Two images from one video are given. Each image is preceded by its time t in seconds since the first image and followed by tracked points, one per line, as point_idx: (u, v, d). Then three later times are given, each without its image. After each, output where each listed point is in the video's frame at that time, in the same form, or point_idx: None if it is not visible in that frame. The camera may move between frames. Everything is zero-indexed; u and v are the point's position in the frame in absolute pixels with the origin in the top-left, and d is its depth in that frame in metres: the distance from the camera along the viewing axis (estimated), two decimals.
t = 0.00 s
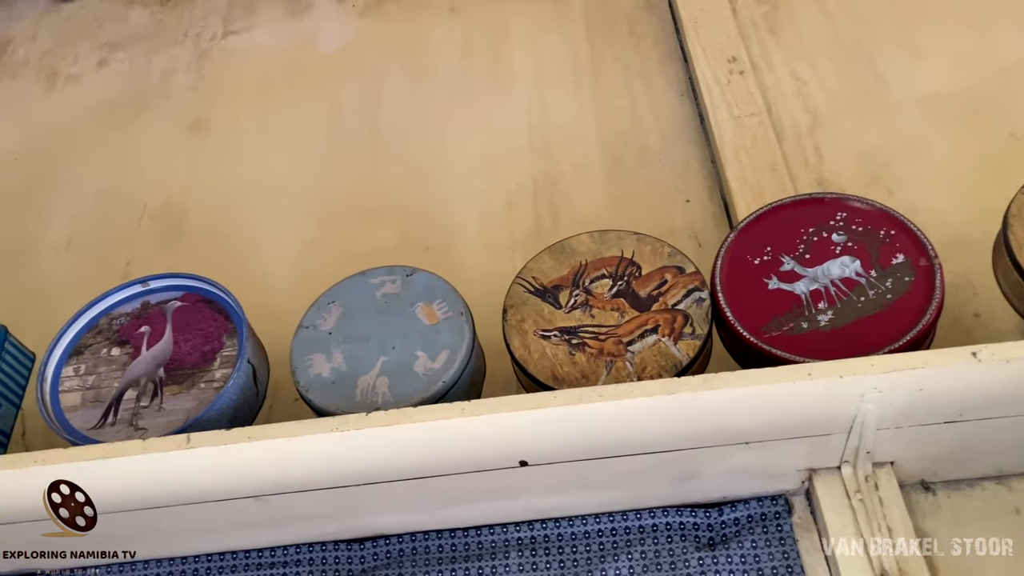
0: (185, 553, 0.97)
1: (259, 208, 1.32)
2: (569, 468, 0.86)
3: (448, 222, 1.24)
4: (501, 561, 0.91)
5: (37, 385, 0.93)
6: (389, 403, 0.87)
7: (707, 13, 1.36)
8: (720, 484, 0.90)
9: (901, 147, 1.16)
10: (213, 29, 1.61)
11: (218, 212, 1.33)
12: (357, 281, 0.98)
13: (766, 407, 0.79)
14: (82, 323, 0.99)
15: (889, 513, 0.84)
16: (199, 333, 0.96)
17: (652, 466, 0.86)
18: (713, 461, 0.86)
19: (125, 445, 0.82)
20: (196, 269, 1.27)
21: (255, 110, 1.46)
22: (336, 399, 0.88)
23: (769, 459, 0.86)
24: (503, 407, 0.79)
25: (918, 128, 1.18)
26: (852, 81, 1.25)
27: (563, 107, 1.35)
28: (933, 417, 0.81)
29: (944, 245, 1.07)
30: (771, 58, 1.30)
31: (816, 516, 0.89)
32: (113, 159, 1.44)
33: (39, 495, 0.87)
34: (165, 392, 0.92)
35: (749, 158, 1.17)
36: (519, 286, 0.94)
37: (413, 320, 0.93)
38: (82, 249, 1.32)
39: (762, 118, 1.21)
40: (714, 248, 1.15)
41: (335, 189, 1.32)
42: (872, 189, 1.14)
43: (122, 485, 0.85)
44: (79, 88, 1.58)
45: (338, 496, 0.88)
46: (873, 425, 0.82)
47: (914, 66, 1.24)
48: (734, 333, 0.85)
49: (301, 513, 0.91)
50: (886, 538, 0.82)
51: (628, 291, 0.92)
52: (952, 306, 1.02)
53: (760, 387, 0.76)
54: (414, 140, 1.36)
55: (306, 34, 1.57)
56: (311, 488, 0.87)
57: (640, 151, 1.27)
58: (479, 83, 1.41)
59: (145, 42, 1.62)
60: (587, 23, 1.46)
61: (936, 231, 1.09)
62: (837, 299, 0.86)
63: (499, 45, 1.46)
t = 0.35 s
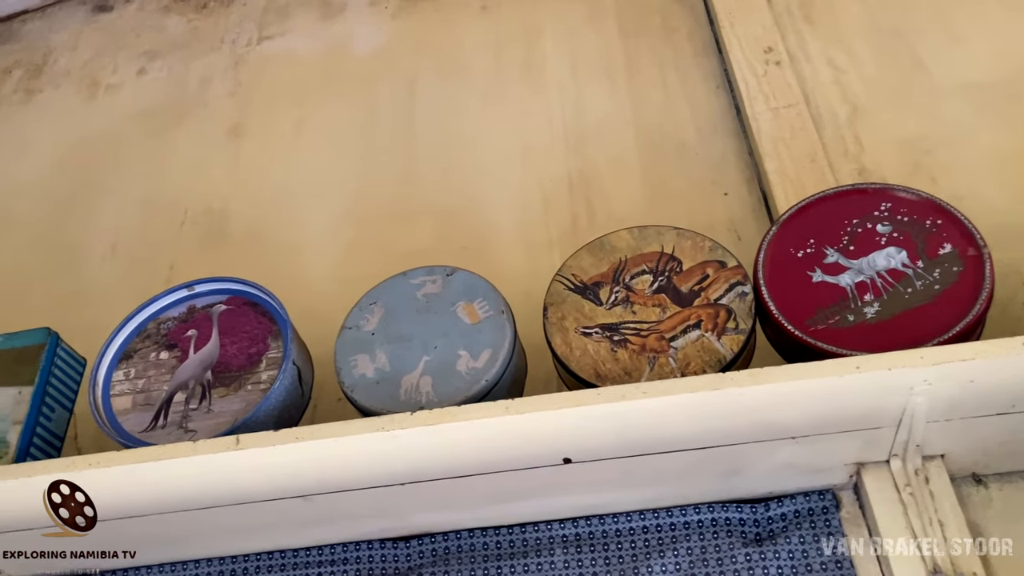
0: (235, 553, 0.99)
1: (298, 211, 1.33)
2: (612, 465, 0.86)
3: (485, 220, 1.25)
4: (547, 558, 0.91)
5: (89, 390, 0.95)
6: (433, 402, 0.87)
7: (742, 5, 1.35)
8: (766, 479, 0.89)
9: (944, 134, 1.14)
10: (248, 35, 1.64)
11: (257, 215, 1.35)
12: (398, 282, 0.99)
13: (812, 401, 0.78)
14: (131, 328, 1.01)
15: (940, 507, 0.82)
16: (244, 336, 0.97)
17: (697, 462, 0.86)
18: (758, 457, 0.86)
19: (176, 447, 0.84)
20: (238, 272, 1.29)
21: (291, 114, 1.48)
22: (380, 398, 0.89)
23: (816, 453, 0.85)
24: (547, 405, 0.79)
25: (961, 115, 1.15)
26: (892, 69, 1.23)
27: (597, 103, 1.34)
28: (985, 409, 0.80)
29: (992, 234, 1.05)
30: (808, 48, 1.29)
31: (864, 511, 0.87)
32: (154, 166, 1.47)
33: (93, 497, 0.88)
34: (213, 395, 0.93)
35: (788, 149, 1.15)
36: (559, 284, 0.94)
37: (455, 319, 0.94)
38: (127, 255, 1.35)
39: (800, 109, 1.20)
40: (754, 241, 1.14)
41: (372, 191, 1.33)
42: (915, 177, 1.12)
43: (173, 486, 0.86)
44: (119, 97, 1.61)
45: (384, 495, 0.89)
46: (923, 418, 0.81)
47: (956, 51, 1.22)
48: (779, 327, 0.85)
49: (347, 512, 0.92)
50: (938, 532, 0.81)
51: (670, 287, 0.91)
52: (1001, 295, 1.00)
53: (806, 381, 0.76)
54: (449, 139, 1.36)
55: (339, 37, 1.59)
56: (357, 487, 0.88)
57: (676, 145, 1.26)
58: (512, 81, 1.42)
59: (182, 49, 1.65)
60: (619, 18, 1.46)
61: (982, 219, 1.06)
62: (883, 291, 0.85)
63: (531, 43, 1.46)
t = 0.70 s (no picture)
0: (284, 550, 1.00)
1: (337, 210, 1.34)
2: (660, 459, 0.86)
3: (523, 215, 1.25)
4: (594, 553, 0.91)
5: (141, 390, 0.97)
6: (478, 397, 0.87)
7: None
8: (816, 471, 0.88)
9: (993, 116, 1.12)
10: (284, 38, 1.65)
11: (298, 216, 1.36)
12: (440, 279, 0.99)
13: (865, 391, 0.76)
14: (179, 329, 1.02)
15: (997, 497, 0.80)
16: (290, 335, 0.98)
17: (746, 454, 0.85)
18: (809, 448, 0.84)
19: (227, 445, 0.84)
20: (280, 273, 1.30)
21: (328, 115, 1.49)
22: (426, 395, 0.89)
23: (867, 444, 0.84)
24: (594, 399, 0.78)
25: (1010, 96, 1.12)
26: (936, 51, 1.20)
27: (633, 95, 1.33)
28: None
29: None
30: (848, 32, 1.27)
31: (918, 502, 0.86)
32: (196, 170, 1.49)
33: (145, 497, 0.89)
34: (261, 393, 0.95)
35: (830, 137, 1.14)
36: (601, 277, 0.94)
37: (498, 315, 0.94)
38: (171, 258, 1.37)
39: (841, 95, 1.18)
40: (798, 229, 1.12)
41: (410, 188, 1.33)
42: (963, 161, 1.10)
43: (224, 485, 0.87)
44: (160, 102, 1.63)
45: (430, 491, 0.89)
46: (977, 407, 0.79)
47: (1002, 31, 1.19)
48: (827, 317, 0.83)
49: (394, 508, 0.92)
50: (994, 523, 0.79)
51: (714, 278, 0.90)
52: None
53: (857, 370, 0.74)
54: (486, 135, 1.36)
55: (373, 37, 1.59)
56: (404, 484, 0.88)
57: (715, 135, 1.25)
58: (547, 75, 1.41)
59: (220, 54, 1.67)
60: (654, 8, 1.45)
61: None
62: (934, 278, 0.83)
63: (565, 36, 1.46)
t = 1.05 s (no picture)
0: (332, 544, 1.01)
1: (375, 208, 1.35)
2: (707, 450, 0.85)
3: (561, 208, 1.24)
4: (641, 544, 0.91)
5: (189, 389, 0.98)
6: (523, 390, 0.87)
7: None
8: (868, 460, 0.86)
9: None
10: (319, 38, 1.66)
11: (337, 214, 1.37)
12: (480, 272, 0.99)
13: (917, 378, 0.75)
14: (225, 328, 1.04)
15: None
16: (333, 331, 0.99)
17: (795, 443, 0.84)
18: (860, 437, 0.83)
19: (275, 442, 0.85)
20: (321, 271, 1.31)
21: (364, 113, 1.50)
22: (470, 388, 0.89)
23: (921, 431, 0.82)
24: (640, 390, 0.78)
25: None
26: (982, 28, 1.17)
27: (670, 83, 1.32)
28: None
29: None
30: (890, 11, 1.24)
31: (974, 489, 0.83)
32: (236, 171, 1.50)
33: (196, 493, 0.90)
34: (306, 390, 0.95)
35: (874, 120, 1.11)
36: (643, 268, 0.93)
37: (539, 307, 0.93)
38: (213, 259, 1.39)
39: (884, 77, 1.15)
40: (842, 214, 1.10)
41: (447, 184, 1.33)
42: (1013, 141, 1.06)
43: (272, 481, 0.88)
44: (199, 105, 1.65)
45: (476, 484, 0.89)
46: None
47: None
48: (877, 303, 0.82)
49: (441, 501, 0.92)
50: None
51: (758, 266, 0.89)
52: None
53: (909, 356, 0.73)
54: (522, 129, 1.36)
55: (406, 34, 1.60)
56: (449, 478, 0.88)
57: (755, 121, 1.23)
58: (581, 66, 1.40)
59: (256, 56, 1.69)
60: None
61: None
62: (988, 260, 0.81)
63: (599, 27, 1.45)
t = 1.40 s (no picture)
0: (383, 538, 1.02)
1: (416, 204, 1.36)
2: (759, 438, 0.83)
3: (602, 198, 1.23)
4: (693, 535, 0.90)
5: (240, 388, 1.00)
6: (569, 381, 0.86)
7: None
8: (925, 445, 0.84)
9: None
10: (355, 36, 1.67)
11: (379, 211, 1.38)
12: (524, 265, 0.98)
13: (978, 362, 0.72)
14: (272, 326, 1.05)
15: None
16: (379, 327, 0.99)
17: (849, 430, 0.82)
18: (917, 422, 0.81)
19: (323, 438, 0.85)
20: (364, 268, 1.32)
21: (401, 110, 1.50)
22: (516, 380, 0.88)
23: (980, 415, 0.80)
24: (688, 378, 0.75)
25: None
26: None
27: (709, 68, 1.30)
28: None
29: None
30: None
31: None
32: (277, 171, 1.52)
33: (249, 490, 0.90)
34: (354, 385, 0.96)
35: (922, 98, 1.09)
36: (688, 256, 0.92)
37: (584, 298, 0.92)
38: (258, 258, 1.40)
39: (931, 54, 1.12)
40: (891, 196, 1.07)
41: (487, 177, 1.33)
42: None
43: (322, 478, 0.89)
44: (239, 107, 1.67)
45: (525, 476, 0.89)
46: None
47: None
48: (932, 285, 0.80)
49: (491, 494, 0.93)
50: None
51: (807, 251, 0.88)
52: None
53: (968, 338, 0.70)
54: (560, 120, 1.35)
55: (441, 30, 1.60)
56: (497, 470, 0.88)
57: (798, 105, 1.21)
58: (619, 55, 1.39)
59: (294, 56, 1.70)
60: None
61: None
62: None
63: (636, 14, 1.43)
